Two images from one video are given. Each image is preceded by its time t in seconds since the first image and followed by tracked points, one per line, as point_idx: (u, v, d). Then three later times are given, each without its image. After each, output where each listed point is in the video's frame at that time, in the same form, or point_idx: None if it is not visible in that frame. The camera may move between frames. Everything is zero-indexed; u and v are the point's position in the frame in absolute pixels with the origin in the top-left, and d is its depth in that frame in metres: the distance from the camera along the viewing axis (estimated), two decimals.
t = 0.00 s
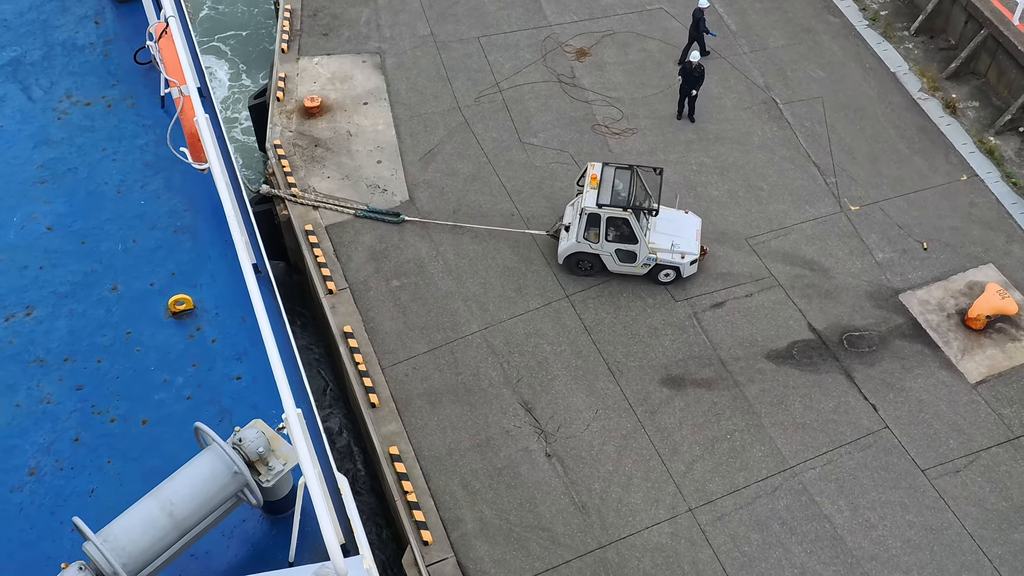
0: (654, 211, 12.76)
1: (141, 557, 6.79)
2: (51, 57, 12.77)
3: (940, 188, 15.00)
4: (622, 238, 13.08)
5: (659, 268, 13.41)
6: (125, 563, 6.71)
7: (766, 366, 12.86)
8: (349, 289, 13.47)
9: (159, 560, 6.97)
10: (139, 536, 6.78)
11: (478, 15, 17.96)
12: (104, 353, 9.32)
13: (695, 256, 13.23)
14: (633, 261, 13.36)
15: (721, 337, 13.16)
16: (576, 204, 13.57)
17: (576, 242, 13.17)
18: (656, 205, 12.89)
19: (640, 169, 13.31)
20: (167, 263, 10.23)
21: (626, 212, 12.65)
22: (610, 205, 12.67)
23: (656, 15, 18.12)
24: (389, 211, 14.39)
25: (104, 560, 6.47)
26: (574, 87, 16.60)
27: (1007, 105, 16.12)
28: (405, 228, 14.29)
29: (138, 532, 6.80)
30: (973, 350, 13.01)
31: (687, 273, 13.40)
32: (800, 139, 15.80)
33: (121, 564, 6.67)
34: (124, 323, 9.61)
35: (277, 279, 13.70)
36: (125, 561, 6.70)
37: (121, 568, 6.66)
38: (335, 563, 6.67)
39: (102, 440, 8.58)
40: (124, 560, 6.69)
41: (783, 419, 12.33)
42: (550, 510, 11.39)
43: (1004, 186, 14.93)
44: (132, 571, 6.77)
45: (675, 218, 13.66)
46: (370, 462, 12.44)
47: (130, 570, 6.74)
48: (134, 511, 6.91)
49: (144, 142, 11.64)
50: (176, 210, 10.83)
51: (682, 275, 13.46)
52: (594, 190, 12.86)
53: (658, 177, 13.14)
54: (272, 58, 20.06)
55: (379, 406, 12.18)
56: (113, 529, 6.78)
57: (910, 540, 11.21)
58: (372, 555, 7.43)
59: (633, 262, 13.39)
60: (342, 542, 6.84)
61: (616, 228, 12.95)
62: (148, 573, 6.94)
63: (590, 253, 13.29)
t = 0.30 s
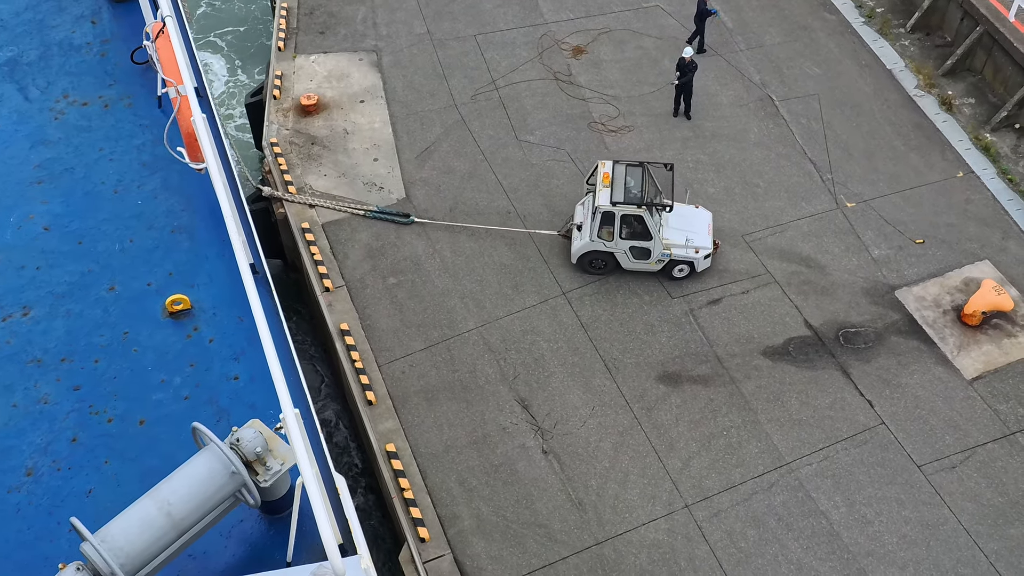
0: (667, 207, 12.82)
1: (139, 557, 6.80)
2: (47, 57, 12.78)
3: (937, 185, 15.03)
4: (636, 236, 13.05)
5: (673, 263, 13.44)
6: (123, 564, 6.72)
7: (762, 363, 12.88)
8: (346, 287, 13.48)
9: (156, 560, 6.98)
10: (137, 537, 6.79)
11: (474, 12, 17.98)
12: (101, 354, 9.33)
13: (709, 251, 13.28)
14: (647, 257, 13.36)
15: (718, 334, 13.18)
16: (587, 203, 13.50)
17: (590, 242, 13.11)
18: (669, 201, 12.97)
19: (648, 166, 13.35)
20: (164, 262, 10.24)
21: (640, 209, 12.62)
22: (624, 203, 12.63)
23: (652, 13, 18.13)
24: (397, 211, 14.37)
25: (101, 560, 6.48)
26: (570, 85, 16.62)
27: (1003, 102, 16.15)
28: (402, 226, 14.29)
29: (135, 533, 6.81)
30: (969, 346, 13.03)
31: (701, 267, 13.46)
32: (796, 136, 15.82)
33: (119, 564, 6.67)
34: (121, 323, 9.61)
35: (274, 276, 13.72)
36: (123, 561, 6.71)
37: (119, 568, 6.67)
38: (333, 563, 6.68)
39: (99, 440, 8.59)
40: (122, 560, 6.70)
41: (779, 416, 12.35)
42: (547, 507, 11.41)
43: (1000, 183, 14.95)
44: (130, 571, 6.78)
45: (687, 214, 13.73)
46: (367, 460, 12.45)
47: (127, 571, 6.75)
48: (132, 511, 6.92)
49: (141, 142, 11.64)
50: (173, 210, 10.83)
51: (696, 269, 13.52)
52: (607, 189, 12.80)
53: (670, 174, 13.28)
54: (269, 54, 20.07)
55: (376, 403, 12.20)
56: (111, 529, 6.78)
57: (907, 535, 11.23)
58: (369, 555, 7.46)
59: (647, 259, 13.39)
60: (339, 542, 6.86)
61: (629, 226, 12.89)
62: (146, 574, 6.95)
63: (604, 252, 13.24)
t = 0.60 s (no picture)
0: (682, 201, 12.79)
1: (137, 557, 6.81)
2: (44, 57, 12.78)
3: (933, 181, 15.05)
4: (651, 231, 13.10)
5: (688, 258, 13.48)
6: (121, 564, 6.74)
7: (758, 359, 12.90)
8: (343, 284, 13.49)
9: (154, 560, 6.99)
10: (135, 537, 6.81)
11: (470, 10, 17.99)
12: (99, 353, 9.33)
13: (724, 243, 13.29)
14: (662, 253, 13.40)
15: (714, 330, 13.20)
16: (599, 201, 13.57)
17: (605, 239, 13.17)
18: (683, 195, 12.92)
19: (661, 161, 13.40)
20: (161, 262, 10.25)
21: (655, 204, 12.69)
22: (639, 199, 12.70)
23: (648, 10, 18.15)
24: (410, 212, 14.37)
25: (99, 561, 6.49)
26: (566, 82, 16.64)
27: (998, 98, 16.18)
28: (398, 223, 14.31)
29: (133, 533, 6.82)
30: (965, 342, 13.05)
31: (716, 260, 13.46)
32: (792, 133, 15.84)
33: (117, 564, 6.69)
34: (118, 323, 9.62)
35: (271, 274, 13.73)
36: (121, 562, 6.73)
37: (117, 568, 6.68)
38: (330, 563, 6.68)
39: (97, 440, 8.60)
40: (120, 560, 6.72)
41: (775, 412, 12.37)
42: (543, 503, 11.43)
43: (995, 179, 14.98)
44: (128, 571, 6.80)
45: (699, 207, 13.71)
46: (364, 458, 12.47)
47: (125, 570, 6.77)
48: (129, 511, 6.93)
49: (138, 142, 11.64)
50: (170, 210, 10.84)
51: (711, 263, 13.54)
52: (620, 185, 12.90)
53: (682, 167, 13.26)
54: (265, 51, 20.07)
55: (372, 400, 12.22)
56: (109, 530, 6.80)
57: (903, 530, 11.26)
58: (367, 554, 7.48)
59: (662, 255, 13.44)
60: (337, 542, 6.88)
61: (645, 222, 12.95)
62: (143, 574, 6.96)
63: (619, 249, 13.30)
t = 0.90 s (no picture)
0: (692, 194, 12.88)
1: (132, 557, 6.82)
2: (38, 56, 12.78)
3: (927, 175, 15.08)
4: (663, 226, 13.14)
5: (699, 252, 13.55)
6: (116, 564, 6.74)
7: (753, 354, 12.93)
8: (337, 281, 13.50)
9: (150, 560, 7.00)
10: (130, 537, 6.81)
11: (464, 7, 18.00)
12: (94, 353, 9.34)
13: (735, 236, 13.39)
14: (674, 247, 13.43)
15: (708, 325, 13.22)
16: (609, 198, 13.57)
17: (618, 235, 13.16)
18: (692, 189, 13.03)
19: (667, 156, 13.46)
20: (156, 262, 10.24)
21: (667, 198, 12.75)
22: (651, 194, 12.74)
23: (642, 6, 18.16)
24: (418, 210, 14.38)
25: (95, 560, 6.50)
26: (560, 78, 16.65)
27: (991, 93, 16.21)
28: (393, 220, 14.32)
29: (128, 533, 6.82)
30: (958, 336, 13.09)
31: (727, 253, 13.55)
32: (786, 128, 15.86)
33: (112, 564, 6.69)
34: (113, 323, 9.62)
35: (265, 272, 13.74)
36: (116, 562, 6.73)
37: (112, 568, 6.69)
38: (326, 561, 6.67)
39: (92, 440, 8.60)
40: (116, 560, 6.72)
41: (770, 407, 12.39)
42: (538, 498, 11.45)
43: (989, 173, 15.02)
44: (124, 571, 6.81)
45: (706, 201, 13.79)
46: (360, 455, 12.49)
47: (121, 570, 6.77)
48: (125, 511, 6.93)
49: (132, 141, 11.64)
50: (165, 210, 10.83)
51: (721, 256, 13.61)
52: (631, 181, 12.90)
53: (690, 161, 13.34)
54: (258, 49, 20.06)
55: (367, 397, 12.23)
56: (104, 529, 6.81)
57: (897, 524, 11.29)
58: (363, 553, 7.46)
59: (673, 249, 13.48)
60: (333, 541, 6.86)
61: (658, 216, 12.98)
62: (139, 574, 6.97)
63: (631, 245, 13.30)
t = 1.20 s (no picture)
0: (702, 188, 12.85)
1: (129, 557, 6.81)
2: (32, 56, 12.77)
3: (921, 170, 15.11)
4: (673, 221, 13.15)
5: (708, 245, 13.58)
6: (113, 563, 6.73)
7: (748, 348, 12.96)
8: (333, 278, 13.51)
9: (146, 559, 6.99)
10: (127, 537, 6.80)
11: (459, 4, 18.00)
12: (89, 353, 9.33)
13: (743, 230, 13.44)
14: (683, 242, 13.48)
15: (703, 320, 13.24)
16: (618, 193, 13.61)
17: (627, 231, 13.20)
18: (702, 183, 12.98)
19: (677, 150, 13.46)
20: (151, 261, 10.24)
21: (677, 193, 12.72)
22: (661, 188, 12.72)
23: (636, 2, 18.17)
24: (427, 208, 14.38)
25: (91, 560, 6.48)
26: (555, 75, 16.66)
27: (985, 88, 16.26)
28: (388, 217, 14.33)
29: (125, 532, 6.81)
30: (953, 330, 13.12)
31: (736, 247, 13.57)
32: (780, 123, 15.88)
33: (109, 563, 6.68)
34: (109, 322, 9.61)
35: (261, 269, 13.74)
36: (113, 561, 6.72)
37: (109, 568, 6.67)
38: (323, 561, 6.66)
39: (88, 440, 8.59)
40: (112, 559, 6.71)
41: (765, 401, 12.42)
42: (534, 493, 11.47)
43: (983, 167, 15.06)
44: (120, 571, 6.80)
45: (715, 195, 13.80)
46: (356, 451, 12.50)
47: (117, 570, 6.77)
48: (122, 511, 6.92)
49: (127, 140, 11.63)
50: (160, 209, 10.83)
51: (730, 250, 13.63)
52: (642, 176, 12.90)
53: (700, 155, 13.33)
54: (253, 46, 20.05)
55: (363, 393, 12.24)
56: (101, 529, 6.79)
57: (892, 517, 11.32)
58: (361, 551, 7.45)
59: (683, 243, 13.52)
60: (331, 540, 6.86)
61: (668, 211, 12.98)
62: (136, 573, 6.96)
63: (641, 239, 13.34)
